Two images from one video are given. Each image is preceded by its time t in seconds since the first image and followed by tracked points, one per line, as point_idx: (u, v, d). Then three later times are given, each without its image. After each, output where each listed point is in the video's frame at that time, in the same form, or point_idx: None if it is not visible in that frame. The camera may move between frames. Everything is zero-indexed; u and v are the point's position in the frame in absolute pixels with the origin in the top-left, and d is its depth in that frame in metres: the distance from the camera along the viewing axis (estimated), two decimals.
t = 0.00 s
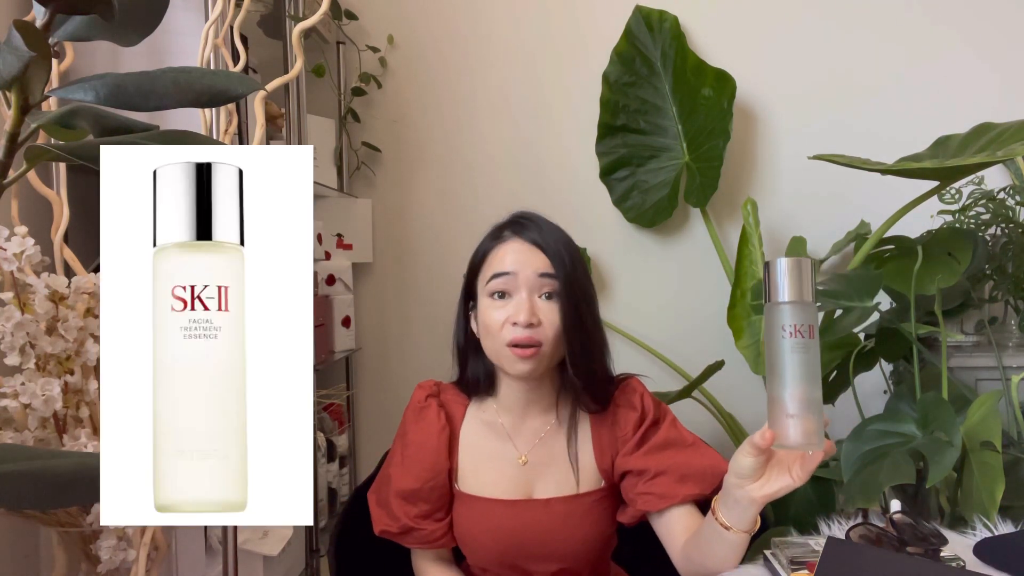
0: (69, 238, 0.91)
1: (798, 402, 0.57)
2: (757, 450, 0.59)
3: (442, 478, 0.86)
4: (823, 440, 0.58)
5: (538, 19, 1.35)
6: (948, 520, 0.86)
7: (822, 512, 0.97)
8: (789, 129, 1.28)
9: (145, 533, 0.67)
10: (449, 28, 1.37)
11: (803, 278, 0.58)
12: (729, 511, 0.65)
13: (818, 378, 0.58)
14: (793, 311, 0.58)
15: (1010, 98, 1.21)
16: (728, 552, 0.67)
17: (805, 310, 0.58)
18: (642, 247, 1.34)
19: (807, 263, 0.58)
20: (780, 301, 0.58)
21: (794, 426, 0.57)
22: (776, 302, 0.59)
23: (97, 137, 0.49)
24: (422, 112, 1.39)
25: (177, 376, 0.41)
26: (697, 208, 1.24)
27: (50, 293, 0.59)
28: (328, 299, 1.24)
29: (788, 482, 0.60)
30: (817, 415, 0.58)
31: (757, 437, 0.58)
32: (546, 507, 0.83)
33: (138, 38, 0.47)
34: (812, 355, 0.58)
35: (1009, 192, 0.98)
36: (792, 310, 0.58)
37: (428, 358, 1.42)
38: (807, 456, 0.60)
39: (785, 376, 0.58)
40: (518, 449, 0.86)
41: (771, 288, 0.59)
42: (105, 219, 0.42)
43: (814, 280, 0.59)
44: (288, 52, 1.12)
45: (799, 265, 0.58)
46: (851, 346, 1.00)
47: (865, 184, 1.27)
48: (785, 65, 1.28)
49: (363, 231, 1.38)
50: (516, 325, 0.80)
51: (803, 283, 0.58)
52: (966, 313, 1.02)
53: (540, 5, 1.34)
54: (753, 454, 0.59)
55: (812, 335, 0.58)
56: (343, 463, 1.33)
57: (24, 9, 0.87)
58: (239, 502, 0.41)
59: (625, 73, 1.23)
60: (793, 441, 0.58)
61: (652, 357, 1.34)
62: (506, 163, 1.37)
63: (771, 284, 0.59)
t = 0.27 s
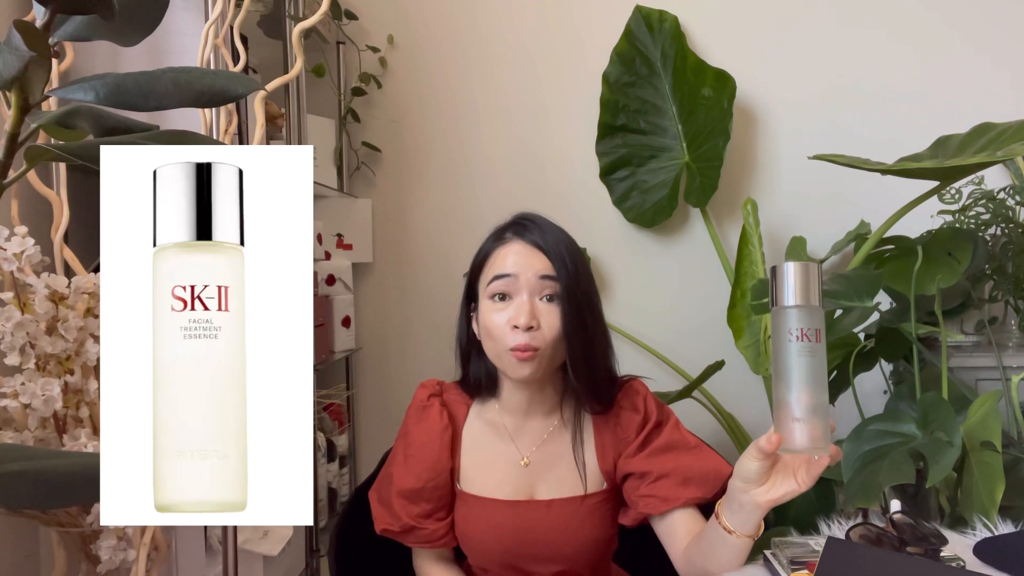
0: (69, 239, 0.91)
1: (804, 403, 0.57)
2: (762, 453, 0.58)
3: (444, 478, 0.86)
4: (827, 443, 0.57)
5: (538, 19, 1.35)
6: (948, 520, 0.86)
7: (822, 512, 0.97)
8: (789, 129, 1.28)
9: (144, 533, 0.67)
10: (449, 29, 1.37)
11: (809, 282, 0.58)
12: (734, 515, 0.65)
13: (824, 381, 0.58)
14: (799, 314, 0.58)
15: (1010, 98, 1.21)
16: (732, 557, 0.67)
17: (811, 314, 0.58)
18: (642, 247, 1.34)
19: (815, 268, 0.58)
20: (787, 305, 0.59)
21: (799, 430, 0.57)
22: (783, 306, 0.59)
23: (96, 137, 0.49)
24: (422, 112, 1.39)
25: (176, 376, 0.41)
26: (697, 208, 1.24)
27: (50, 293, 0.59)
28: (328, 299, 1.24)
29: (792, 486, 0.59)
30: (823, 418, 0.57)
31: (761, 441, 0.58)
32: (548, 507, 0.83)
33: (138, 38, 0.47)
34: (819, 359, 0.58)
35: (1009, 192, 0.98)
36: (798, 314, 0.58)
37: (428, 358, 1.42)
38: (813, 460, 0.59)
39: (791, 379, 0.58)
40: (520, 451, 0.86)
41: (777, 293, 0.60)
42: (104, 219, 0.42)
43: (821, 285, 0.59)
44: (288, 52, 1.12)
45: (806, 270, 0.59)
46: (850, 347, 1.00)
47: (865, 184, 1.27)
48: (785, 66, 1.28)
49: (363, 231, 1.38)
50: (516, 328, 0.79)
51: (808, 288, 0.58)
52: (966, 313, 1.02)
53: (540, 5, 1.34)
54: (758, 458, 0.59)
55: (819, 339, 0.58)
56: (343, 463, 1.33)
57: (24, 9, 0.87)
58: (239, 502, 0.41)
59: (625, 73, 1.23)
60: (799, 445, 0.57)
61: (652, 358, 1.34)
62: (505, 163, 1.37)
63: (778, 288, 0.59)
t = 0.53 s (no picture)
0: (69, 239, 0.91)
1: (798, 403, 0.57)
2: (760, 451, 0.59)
3: (443, 480, 0.86)
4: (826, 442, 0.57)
5: (537, 19, 1.35)
6: (948, 520, 0.86)
7: (822, 512, 0.97)
8: (789, 129, 1.28)
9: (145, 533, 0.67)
10: (449, 29, 1.37)
11: (802, 281, 0.57)
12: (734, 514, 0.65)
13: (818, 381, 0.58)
14: (792, 314, 0.57)
15: (1010, 98, 1.21)
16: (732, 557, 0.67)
17: (805, 313, 0.57)
18: (642, 247, 1.34)
19: (808, 266, 0.57)
20: (780, 304, 0.58)
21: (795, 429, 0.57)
22: (776, 305, 0.58)
23: (96, 137, 0.49)
24: (422, 112, 1.39)
25: (176, 377, 0.41)
26: (697, 208, 1.24)
27: (49, 293, 0.59)
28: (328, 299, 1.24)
29: (791, 487, 0.60)
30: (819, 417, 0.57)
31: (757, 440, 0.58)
32: (549, 509, 0.83)
33: (138, 38, 0.47)
34: (813, 358, 0.57)
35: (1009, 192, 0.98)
36: (791, 313, 0.57)
37: (428, 358, 1.42)
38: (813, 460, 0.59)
39: (785, 377, 0.57)
40: (520, 453, 0.86)
41: (770, 291, 0.59)
42: (105, 219, 0.42)
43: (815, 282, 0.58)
44: (288, 52, 1.12)
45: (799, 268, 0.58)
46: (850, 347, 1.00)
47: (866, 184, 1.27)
48: (786, 66, 1.28)
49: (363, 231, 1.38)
50: (516, 334, 0.80)
51: (802, 287, 0.58)
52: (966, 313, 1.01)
53: (539, 5, 1.34)
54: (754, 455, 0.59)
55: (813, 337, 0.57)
56: (343, 463, 1.33)
57: (24, 9, 0.87)
58: (239, 502, 0.41)
59: (625, 73, 1.23)
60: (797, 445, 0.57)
61: (652, 358, 1.34)
62: (505, 163, 1.37)
63: (770, 287, 0.59)
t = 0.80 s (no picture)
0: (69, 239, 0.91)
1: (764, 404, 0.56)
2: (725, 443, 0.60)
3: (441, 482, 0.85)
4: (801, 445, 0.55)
5: (537, 20, 1.35)
6: (948, 520, 0.86)
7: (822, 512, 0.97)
8: (789, 129, 1.28)
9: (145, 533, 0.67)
10: (449, 29, 1.37)
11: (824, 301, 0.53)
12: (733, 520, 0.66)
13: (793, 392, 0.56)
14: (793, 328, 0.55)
15: (1010, 98, 1.21)
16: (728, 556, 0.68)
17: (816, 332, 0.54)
18: (642, 247, 1.34)
19: (848, 290, 0.53)
20: (797, 316, 0.55)
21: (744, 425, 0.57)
22: (791, 314, 0.56)
23: (97, 137, 0.49)
24: (422, 112, 1.39)
25: (177, 377, 0.41)
26: (697, 207, 1.24)
27: (50, 293, 0.59)
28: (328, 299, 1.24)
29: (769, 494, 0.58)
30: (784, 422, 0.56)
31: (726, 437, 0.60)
32: (547, 509, 0.83)
33: (138, 37, 0.47)
34: (804, 371, 0.55)
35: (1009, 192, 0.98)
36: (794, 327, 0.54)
37: (428, 358, 1.42)
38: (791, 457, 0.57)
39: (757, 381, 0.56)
40: (520, 452, 0.86)
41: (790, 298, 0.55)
42: (105, 219, 0.42)
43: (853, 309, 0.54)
44: (288, 52, 1.12)
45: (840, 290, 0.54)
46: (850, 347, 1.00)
47: (866, 184, 1.27)
48: (786, 66, 1.28)
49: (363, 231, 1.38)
50: (532, 329, 0.79)
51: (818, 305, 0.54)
52: (966, 313, 1.03)
53: (539, 5, 1.34)
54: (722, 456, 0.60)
55: (814, 352, 0.55)
56: (343, 463, 1.33)
57: (24, 9, 0.87)
58: (239, 502, 0.41)
59: (625, 73, 1.23)
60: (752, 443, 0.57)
61: (652, 358, 1.34)
62: (505, 163, 1.37)
63: (798, 299, 0.55)
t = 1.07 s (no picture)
0: (69, 239, 0.91)
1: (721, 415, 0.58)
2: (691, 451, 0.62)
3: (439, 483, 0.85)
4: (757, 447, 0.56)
5: (538, 20, 1.35)
6: (948, 519, 0.86)
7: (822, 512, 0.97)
8: (789, 129, 1.28)
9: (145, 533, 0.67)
10: (450, 29, 1.37)
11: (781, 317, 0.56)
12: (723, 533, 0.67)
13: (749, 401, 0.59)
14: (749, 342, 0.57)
15: (1010, 97, 1.21)
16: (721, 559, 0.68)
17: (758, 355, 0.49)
18: (642, 247, 1.34)
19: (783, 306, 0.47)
20: (737, 337, 0.50)
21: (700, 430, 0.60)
22: (732, 337, 0.50)
23: (97, 137, 0.49)
24: (423, 111, 1.39)
25: (177, 377, 0.41)
26: (697, 207, 1.24)
27: (50, 293, 0.59)
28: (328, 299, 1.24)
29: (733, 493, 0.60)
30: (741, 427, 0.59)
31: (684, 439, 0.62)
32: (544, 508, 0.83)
33: (138, 38, 0.47)
34: (754, 394, 0.52)
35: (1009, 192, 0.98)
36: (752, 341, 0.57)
37: (428, 358, 1.42)
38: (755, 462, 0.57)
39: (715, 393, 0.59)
40: (520, 451, 0.86)
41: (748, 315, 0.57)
42: (105, 219, 0.42)
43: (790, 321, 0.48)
44: (288, 52, 1.12)
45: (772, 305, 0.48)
46: (850, 347, 1.02)
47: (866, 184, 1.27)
48: (786, 66, 1.28)
49: (363, 231, 1.39)
50: (555, 323, 0.79)
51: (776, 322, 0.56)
52: (966, 313, 1.03)
53: (539, 5, 1.34)
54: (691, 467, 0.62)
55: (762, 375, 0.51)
56: (343, 463, 1.33)
57: (24, 9, 0.87)
58: (239, 501, 0.41)
59: (625, 73, 1.23)
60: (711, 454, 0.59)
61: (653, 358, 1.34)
62: (506, 162, 1.37)
63: (734, 316, 0.49)
